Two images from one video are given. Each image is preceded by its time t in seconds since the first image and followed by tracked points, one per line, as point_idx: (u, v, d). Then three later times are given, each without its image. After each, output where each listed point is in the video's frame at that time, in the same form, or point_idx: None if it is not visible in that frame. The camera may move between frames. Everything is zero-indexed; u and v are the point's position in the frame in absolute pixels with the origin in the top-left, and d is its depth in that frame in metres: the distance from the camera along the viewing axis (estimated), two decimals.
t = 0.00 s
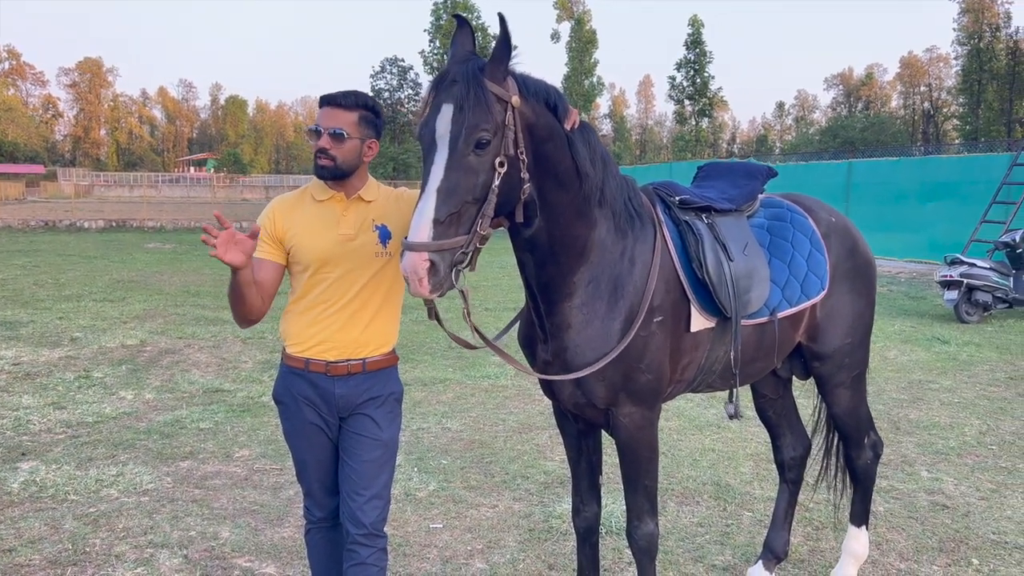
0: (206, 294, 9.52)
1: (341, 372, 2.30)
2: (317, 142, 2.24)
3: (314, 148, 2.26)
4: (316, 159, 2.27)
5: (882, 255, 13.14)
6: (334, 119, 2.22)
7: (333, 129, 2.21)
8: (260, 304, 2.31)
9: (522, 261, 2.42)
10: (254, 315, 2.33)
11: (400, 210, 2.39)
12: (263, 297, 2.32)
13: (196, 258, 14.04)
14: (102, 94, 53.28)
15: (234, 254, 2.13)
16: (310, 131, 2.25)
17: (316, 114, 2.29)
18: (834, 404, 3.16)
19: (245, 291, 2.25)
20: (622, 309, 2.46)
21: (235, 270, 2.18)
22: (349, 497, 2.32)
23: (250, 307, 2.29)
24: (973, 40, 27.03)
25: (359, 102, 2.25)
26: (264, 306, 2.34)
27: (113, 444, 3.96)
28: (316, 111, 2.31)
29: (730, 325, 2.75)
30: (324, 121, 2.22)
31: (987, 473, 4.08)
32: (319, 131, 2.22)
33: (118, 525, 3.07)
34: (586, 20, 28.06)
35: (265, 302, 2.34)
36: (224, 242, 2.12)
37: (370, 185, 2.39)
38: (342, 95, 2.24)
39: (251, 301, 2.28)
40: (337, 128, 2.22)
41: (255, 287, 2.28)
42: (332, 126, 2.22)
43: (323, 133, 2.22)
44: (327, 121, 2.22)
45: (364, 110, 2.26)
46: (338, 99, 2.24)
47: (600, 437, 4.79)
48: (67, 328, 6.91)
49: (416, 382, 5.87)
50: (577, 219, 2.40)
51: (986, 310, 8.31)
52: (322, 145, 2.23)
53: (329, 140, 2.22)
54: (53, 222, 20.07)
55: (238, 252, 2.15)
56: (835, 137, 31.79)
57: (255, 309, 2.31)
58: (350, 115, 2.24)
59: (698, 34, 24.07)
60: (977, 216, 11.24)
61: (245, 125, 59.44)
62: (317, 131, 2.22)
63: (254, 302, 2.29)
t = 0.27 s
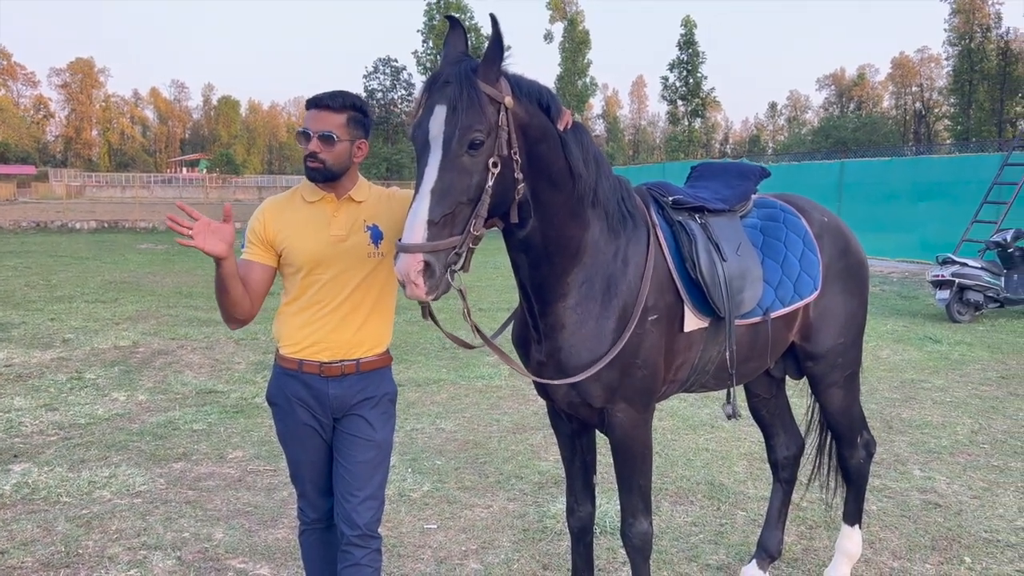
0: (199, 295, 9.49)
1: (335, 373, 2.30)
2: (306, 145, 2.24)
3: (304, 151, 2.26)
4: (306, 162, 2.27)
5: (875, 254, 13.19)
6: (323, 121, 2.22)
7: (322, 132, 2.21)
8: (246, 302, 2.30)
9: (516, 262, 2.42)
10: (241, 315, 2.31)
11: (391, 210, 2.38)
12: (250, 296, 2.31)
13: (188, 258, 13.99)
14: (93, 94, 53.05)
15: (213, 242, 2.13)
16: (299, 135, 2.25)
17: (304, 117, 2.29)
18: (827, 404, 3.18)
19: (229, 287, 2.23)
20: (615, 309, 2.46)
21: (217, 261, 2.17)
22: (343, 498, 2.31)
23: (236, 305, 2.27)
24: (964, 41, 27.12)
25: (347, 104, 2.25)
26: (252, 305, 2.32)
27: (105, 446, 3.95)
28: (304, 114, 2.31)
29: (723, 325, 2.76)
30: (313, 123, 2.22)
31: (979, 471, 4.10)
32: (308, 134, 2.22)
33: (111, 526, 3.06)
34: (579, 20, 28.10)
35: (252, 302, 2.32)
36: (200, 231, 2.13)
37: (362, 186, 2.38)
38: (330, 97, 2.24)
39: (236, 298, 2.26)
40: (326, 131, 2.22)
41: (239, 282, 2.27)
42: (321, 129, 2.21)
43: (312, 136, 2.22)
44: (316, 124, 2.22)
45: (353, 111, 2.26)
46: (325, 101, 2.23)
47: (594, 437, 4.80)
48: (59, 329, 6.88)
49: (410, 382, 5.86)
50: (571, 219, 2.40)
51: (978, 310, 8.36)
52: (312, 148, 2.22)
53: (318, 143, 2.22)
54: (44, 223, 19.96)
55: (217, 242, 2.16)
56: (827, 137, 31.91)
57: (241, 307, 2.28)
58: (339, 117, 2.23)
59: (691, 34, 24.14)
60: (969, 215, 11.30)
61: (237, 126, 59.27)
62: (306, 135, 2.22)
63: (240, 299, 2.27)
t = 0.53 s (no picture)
0: (195, 298, 9.46)
1: (331, 377, 2.29)
2: (299, 149, 2.23)
3: (296, 156, 2.25)
4: (299, 167, 2.26)
5: (871, 256, 13.22)
6: (316, 126, 2.21)
7: (315, 136, 2.20)
8: (246, 308, 2.32)
9: (512, 266, 2.41)
10: (240, 320, 2.33)
11: (385, 213, 2.37)
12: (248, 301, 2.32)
13: (184, 261, 13.95)
14: (88, 96, 52.91)
15: (214, 245, 2.14)
16: (291, 140, 2.24)
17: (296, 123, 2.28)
18: (825, 406, 3.17)
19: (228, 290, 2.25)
20: (612, 312, 2.46)
21: (217, 264, 2.18)
22: (340, 503, 2.30)
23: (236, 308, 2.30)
24: (958, 43, 26.94)
25: (339, 107, 2.24)
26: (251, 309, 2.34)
27: (101, 450, 3.93)
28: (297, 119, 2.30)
29: (720, 327, 2.75)
30: (305, 128, 2.21)
31: (976, 473, 4.11)
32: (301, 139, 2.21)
33: (107, 531, 3.04)
34: (574, 22, 28.13)
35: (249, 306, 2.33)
36: (201, 234, 2.14)
37: (356, 190, 2.37)
38: (322, 101, 2.24)
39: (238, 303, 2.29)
40: (319, 134, 2.21)
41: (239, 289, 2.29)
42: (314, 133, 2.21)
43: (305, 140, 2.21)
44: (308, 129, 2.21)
45: (344, 114, 2.25)
46: (317, 105, 2.23)
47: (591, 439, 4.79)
48: (54, 333, 6.85)
49: (407, 385, 5.85)
50: (567, 223, 2.40)
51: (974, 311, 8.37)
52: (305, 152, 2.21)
53: (311, 147, 2.21)
54: (39, 226, 19.89)
55: (218, 244, 2.16)
56: (823, 139, 31.97)
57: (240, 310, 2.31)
58: (331, 121, 2.23)
59: (686, 36, 24.18)
60: (964, 217, 11.33)
61: (233, 128, 59.19)
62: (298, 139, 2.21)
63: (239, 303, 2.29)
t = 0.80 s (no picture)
0: (197, 301, 9.46)
1: (334, 382, 2.28)
2: (303, 153, 2.22)
3: (300, 160, 2.24)
4: (303, 171, 2.25)
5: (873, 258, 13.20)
6: (320, 129, 2.20)
7: (319, 139, 2.20)
8: (252, 314, 2.32)
9: (515, 270, 2.40)
10: (245, 325, 2.32)
11: (388, 217, 2.37)
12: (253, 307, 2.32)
13: (186, 265, 13.97)
14: (90, 100, 53.03)
15: (219, 253, 2.15)
16: (295, 144, 2.23)
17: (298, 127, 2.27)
18: (830, 409, 3.16)
19: (233, 295, 2.24)
20: (616, 316, 2.45)
21: (222, 273, 2.18)
22: (344, 507, 2.29)
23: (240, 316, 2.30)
24: (960, 45, 27.07)
25: (341, 110, 2.24)
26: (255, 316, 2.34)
27: (104, 454, 3.92)
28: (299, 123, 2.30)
29: (724, 331, 2.74)
30: (309, 131, 2.20)
31: (981, 476, 4.09)
32: (306, 143, 2.20)
33: (110, 535, 3.03)
34: (576, 26, 28.16)
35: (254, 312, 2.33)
36: (206, 243, 2.15)
37: (358, 194, 2.36)
38: (325, 104, 2.23)
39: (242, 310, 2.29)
40: (323, 138, 2.20)
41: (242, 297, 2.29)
42: (318, 136, 2.20)
43: (309, 144, 2.20)
44: (312, 133, 2.20)
45: (347, 117, 2.25)
46: (320, 109, 2.22)
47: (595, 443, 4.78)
48: (56, 337, 6.85)
49: (410, 388, 5.84)
50: (570, 227, 2.39)
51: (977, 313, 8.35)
52: (310, 156, 2.21)
53: (316, 151, 2.20)
54: (41, 229, 19.91)
55: (222, 252, 2.17)
56: (824, 142, 31.96)
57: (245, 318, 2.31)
58: (335, 124, 2.22)
59: (687, 39, 24.19)
60: (966, 219, 11.31)
61: (235, 132, 59.30)
62: (303, 144, 2.20)
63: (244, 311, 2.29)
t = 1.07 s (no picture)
0: (208, 306, 9.51)
1: (347, 385, 2.28)
2: (315, 156, 2.23)
3: (312, 163, 2.25)
4: (316, 174, 2.26)
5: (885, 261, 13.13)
6: (331, 132, 2.21)
7: (331, 142, 2.20)
8: (262, 320, 2.32)
9: (526, 275, 2.40)
10: (257, 332, 2.32)
11: (399, 221, 2.37)
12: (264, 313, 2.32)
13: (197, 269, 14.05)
14: (103, 106, 53.50)
15: (225, 274, 2.13)
16: (307, 147, 2.24)
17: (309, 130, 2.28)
18: (844, 413, 3.14)
19: (243, 306, 2.24)
20: (627, 321, 2.44)
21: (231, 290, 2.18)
22: (356, 510, 2.29)
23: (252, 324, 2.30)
24: (971, 47, 26.99)
25: (351, 111, 2.24)
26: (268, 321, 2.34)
27: (116, 457, 3.94)
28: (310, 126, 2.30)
29: (736, 334, 2.73)
30: (320, 134, 2.21)
31: (996, 481, 4.05)
32: (318, 146, 2.21)
33: (123, 539, 3.04)
34: (585, 30, 28.18)
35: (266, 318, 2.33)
36: (211, 265, 2.13)
37: (369, 198, 2.37)
38: (335, 107, 2.24)
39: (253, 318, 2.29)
40: (335, 140, 2.21)
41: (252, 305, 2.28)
42: (329, 139, 2.21)
43: (321, 147, 2.21)
44: (324, 135, 2.21)
45: (358, 119, 2.26)
46: (331, 111, 2.23)
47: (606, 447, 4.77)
48: (69, 341, 6.89)
49: (420, 392, 5.84)
50: (581, 233, 2.38)
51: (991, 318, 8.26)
52: (322, 159, 2.22)
53: (328, 153, 2.21)
54: (54, 234, 20.07)
55: (229, 272, 2.15)
56: (834, 145, 31.81)
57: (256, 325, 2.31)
58: (346, 126, 2.23)
59: (697, 43, 24.15)
60: (978, 222, 11.24)
61: (245, 137, 59.66)
62: (315, 146, 2.21)
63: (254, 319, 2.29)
